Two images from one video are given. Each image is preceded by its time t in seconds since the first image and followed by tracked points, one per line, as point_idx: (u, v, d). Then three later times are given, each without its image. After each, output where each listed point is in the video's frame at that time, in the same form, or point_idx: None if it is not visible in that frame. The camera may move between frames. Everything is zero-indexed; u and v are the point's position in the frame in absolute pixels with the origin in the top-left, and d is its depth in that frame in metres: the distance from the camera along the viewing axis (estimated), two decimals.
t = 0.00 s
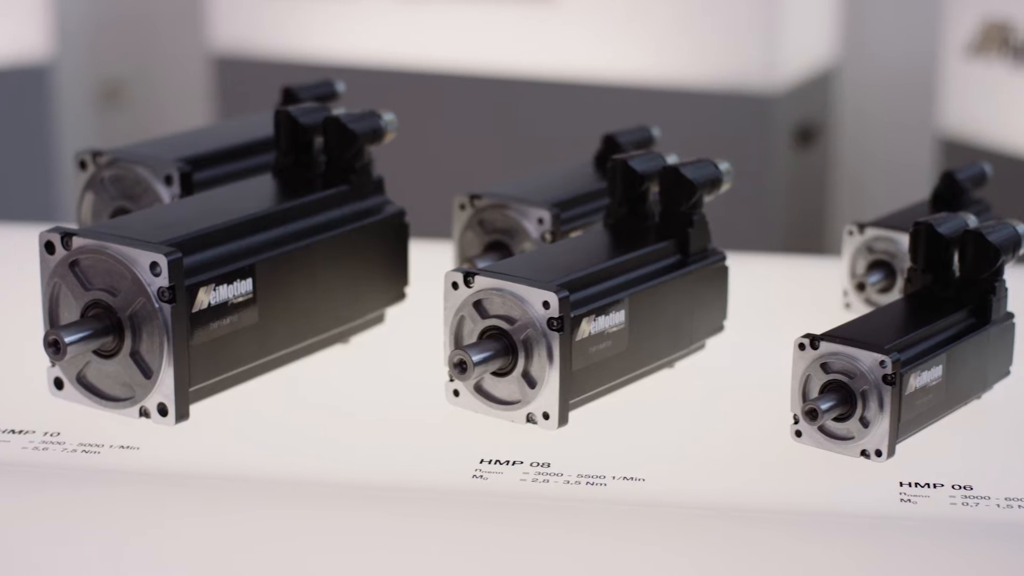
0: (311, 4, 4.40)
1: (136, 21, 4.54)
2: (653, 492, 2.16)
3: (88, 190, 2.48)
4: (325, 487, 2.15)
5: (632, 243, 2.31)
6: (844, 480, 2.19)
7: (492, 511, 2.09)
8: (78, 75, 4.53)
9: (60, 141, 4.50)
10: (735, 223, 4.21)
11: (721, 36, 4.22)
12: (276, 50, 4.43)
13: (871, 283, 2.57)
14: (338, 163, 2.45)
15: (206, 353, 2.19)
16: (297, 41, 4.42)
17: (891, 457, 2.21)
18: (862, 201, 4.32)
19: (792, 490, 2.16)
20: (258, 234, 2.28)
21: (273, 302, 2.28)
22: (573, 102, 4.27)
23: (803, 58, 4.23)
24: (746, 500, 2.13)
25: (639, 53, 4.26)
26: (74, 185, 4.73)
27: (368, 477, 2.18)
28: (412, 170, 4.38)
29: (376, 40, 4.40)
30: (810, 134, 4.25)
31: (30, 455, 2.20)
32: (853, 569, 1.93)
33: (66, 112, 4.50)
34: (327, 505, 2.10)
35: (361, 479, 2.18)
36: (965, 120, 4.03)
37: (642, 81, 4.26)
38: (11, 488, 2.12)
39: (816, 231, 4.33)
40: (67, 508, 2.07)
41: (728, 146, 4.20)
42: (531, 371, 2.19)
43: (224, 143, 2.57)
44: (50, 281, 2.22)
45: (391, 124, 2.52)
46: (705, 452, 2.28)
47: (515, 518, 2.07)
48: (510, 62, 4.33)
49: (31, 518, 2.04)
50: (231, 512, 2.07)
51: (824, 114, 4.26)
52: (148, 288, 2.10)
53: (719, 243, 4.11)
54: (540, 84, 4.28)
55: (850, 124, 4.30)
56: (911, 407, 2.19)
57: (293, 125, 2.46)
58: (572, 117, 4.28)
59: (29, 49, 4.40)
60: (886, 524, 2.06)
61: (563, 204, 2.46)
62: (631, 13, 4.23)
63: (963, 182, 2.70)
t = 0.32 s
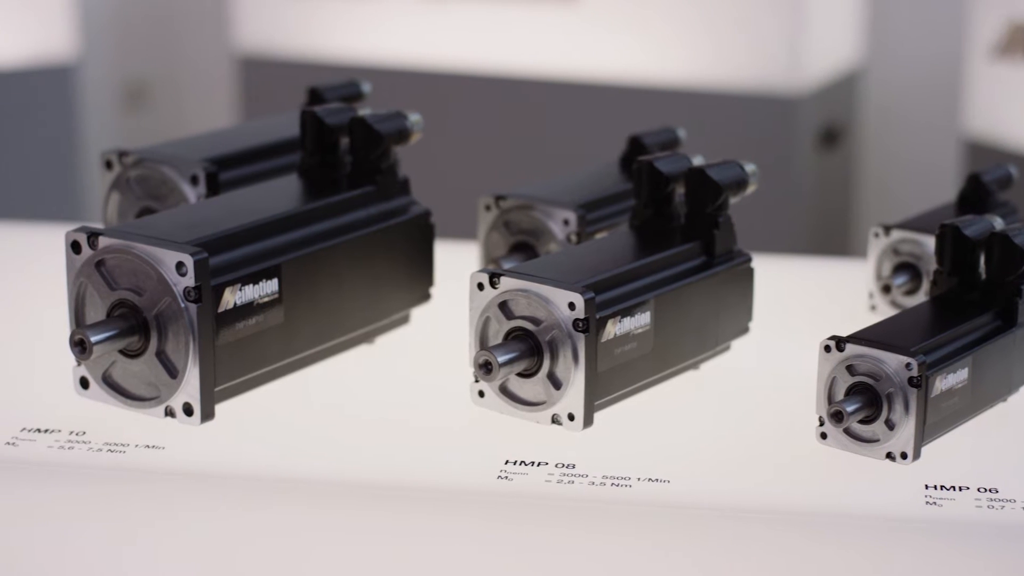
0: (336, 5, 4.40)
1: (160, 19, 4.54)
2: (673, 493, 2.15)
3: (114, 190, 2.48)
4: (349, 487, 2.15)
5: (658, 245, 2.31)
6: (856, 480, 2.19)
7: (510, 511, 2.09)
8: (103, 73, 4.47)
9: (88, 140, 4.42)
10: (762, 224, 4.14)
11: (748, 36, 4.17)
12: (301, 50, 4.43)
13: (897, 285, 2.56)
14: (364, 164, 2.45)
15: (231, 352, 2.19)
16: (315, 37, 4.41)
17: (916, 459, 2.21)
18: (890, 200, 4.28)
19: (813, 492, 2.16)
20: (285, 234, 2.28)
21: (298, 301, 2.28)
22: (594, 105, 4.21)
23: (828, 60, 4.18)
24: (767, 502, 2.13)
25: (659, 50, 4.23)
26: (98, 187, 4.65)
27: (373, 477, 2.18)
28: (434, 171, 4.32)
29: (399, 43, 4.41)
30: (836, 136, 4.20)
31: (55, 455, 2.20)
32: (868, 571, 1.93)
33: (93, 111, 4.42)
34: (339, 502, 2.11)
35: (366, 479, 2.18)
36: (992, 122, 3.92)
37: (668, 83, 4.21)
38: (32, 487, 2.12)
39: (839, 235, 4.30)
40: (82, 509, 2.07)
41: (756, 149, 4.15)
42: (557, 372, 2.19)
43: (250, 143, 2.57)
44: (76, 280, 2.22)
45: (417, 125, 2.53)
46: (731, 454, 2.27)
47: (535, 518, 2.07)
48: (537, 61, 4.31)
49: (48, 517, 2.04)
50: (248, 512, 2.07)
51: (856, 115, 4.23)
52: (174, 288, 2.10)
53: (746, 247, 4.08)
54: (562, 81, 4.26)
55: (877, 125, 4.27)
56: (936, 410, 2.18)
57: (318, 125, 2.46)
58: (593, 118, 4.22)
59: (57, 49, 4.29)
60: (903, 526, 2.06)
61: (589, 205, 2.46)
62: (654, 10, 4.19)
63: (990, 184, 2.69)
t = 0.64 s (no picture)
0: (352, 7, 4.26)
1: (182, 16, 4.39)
2: (692, 495, 2.15)
3: (140, 190, 2.49)
4: (377, 488, 2.15)
5: (683, 247, 2.31)
6: (870, 485, 2.19)
7: (528, 513, 2.09)
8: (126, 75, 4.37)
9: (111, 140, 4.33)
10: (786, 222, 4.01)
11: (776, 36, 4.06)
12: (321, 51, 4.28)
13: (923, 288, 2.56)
14: (390, 165, 2.45)
15: (258, 353, 2.20)
16: (329, 37, 4.28)
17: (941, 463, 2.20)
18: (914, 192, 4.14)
19: (836, 495, 2.16)
20: (311, 235, 2.28)
21: (324, 302, 2.28)
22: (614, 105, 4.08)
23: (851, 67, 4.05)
24: (788, 505, 2.12)
25: (687, 53, 4.10)
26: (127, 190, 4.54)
27: (375, 476, 2.19)
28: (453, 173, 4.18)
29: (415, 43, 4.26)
30: (861, 139, 4.06)
31: (81, 455, 2.21)
32: (878, 572, 1.93)
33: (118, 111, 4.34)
34: (344, 502, 2.11)
35: (368, 478, 2.18)
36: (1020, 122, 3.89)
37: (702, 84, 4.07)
38: (55, 486, 2.12)
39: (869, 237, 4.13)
40: (96, 510, 2.06)
41: (782, 156, 4.03)
42: (582, 373, 2.19)
43: (275, 143, 2.57)
44: (101, 280, 2.22)
45: (443, 126, 2.53)
46: (756, 457, 2.27)
47: (555, 519, 2.07)
48: (563, 63, 4.17)
49: (63, 516, 2.05)
50: (259, 514, 2.07)
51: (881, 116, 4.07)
52: (200, 288, 2.10)
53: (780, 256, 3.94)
54: (583, 80, 4.13)
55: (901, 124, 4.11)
56: (962, 413, 2.18)
57: (345, 126, 2.46)
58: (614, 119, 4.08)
59: (82, 50, 4.26)
60: (915, 528, 2.05)
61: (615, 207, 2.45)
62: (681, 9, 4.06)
63: (1016, 187, 2.69)
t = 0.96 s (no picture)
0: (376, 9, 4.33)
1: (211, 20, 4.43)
2: (709, 497, 2.15)
3: (166, 190, 2.49)
4: (402, 490, 2.15)
5: (709, 249, 2.31)
6: (883, 487, 2.18)
7: (548, 513, 2.09)
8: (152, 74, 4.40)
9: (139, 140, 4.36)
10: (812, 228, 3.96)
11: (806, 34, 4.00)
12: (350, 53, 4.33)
13: (949, 290, 2.56)
14: (416, 166, 2.45)
15: (284, 354, 2.20)
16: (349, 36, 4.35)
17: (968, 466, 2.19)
18: (944, 185, 4.00)
19: (861, 497, 2.15)
20: (338, 235, 2.28)
21: (350, 303, 2.28)
22: (630, 105, 4.09)
23: (874, 67, 3.98)
24: (810, 507, 2.12)
25: (706, 53, 4.10)
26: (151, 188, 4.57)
27: (389, 476, 2.19)
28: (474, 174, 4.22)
29: (441, 44, 4.31)
30: (886, 141, 3.99)
31: (108, 454, 2.21)
32: (881, 572, 1.94)
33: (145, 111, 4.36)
34: (357, 502, 2.11)
35: (384, 478, 2.18)
36: None
37: (725, 85, 4.08)
38: (79, 485, 2.13)
39: (894, 237, 4.05)
40: (111, 510, 2.06)
41: (812, 158, 3.97)
42: (608, 375, 2.19)
43: (302, 144, 2.57)
44: (128, 281, 2.23)
45: (469, 127, 2.52)
46: (782, 459, 2.27)
47: (575, 520, 2.07)
48: (585, 65, 4.21)
49: (77, 515, 2.05)
50: (273, 514, 2.07)
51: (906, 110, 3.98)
52: (227, 289, 2.11)
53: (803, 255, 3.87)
54: (603, 82, 4.17)
55: (928, 123, 3.99)
56: (988, 416, 2.17)
57: (371, 127, 2.46)
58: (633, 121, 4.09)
59: (109, 49, 4.27)
60: (927, 531, 2.05)
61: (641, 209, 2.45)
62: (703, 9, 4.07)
63: None
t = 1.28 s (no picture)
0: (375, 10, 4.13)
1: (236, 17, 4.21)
2: (725, 499, 2.15)
3: (194, 191, 2.50)
4: (428, 492, 2.15)
5: (737, 252, 2.30)
6: (896, 487, 2.18)
7: (567, 514, 2.09)
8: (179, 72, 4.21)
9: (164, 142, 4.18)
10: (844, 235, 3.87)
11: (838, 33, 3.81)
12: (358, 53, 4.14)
13: (977, 295, 2.56)
14: (444, 168, 2.45)
15: (312, 355, 2.20)
16: (350, 32, 4.14)
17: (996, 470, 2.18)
18: (964, 192, 3.71)
19: (886, 500, 2.15)
20: (365, 237, 2.28)
21: (377, 305, 2.28)
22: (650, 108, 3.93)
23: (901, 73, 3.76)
24: (835, 510, 2.12)
25: (732, 54, 3.91)
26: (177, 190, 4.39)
27: (403, 477, 2.19)
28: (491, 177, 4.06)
29: (450, 45, 4.09)
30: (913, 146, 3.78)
31: (135, 454, 2.21)
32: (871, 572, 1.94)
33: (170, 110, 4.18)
34: (367, 502, 2.11)
35: (411, 479, 2.18)
36: None
37: (750, 91, 3.89)
38: (103, 484, 2.13)
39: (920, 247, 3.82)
40: (120, 508, 2.07)
41: (841, 159, 3.84)
42: (635, 377, 2.19)
43: (329, 145, 2.58)
44: (156, 281, 2.24)
45: (497, 129, 2.53)
46: (809, 462, 2.26)
47: (587, 520, 2.08)
48: (606, 67, 4.01)
49: (101, 515, 2.05)
50: (280, 514, 2.08)
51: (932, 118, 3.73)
52: (254, 289, 2.11)
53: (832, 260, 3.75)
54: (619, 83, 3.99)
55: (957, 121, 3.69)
56: (1016, 420, 2.16)
57: (399, 129, 2.45)
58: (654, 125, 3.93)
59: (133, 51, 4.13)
60: (932, 533, 2.05)
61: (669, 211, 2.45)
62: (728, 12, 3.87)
63: None
